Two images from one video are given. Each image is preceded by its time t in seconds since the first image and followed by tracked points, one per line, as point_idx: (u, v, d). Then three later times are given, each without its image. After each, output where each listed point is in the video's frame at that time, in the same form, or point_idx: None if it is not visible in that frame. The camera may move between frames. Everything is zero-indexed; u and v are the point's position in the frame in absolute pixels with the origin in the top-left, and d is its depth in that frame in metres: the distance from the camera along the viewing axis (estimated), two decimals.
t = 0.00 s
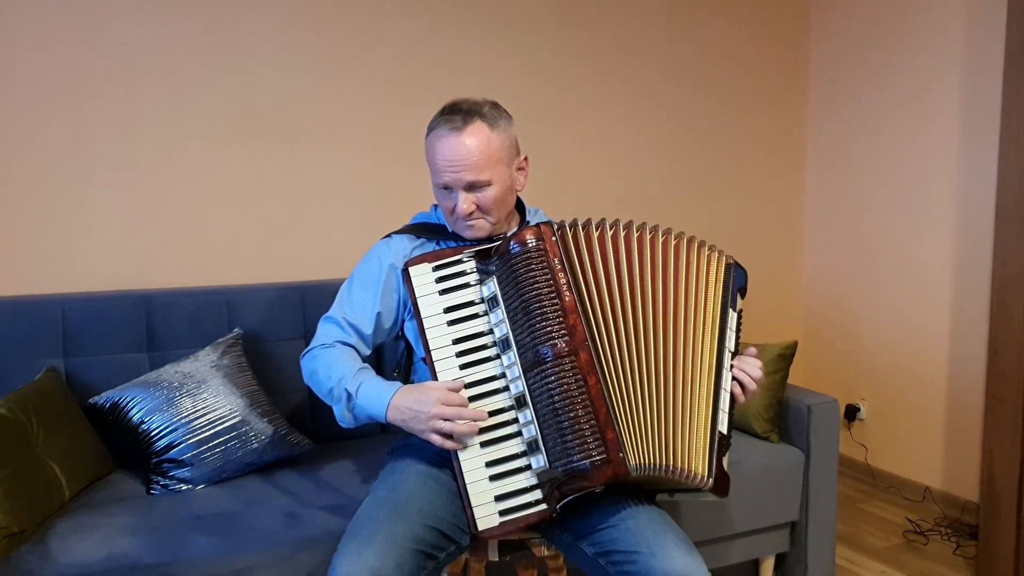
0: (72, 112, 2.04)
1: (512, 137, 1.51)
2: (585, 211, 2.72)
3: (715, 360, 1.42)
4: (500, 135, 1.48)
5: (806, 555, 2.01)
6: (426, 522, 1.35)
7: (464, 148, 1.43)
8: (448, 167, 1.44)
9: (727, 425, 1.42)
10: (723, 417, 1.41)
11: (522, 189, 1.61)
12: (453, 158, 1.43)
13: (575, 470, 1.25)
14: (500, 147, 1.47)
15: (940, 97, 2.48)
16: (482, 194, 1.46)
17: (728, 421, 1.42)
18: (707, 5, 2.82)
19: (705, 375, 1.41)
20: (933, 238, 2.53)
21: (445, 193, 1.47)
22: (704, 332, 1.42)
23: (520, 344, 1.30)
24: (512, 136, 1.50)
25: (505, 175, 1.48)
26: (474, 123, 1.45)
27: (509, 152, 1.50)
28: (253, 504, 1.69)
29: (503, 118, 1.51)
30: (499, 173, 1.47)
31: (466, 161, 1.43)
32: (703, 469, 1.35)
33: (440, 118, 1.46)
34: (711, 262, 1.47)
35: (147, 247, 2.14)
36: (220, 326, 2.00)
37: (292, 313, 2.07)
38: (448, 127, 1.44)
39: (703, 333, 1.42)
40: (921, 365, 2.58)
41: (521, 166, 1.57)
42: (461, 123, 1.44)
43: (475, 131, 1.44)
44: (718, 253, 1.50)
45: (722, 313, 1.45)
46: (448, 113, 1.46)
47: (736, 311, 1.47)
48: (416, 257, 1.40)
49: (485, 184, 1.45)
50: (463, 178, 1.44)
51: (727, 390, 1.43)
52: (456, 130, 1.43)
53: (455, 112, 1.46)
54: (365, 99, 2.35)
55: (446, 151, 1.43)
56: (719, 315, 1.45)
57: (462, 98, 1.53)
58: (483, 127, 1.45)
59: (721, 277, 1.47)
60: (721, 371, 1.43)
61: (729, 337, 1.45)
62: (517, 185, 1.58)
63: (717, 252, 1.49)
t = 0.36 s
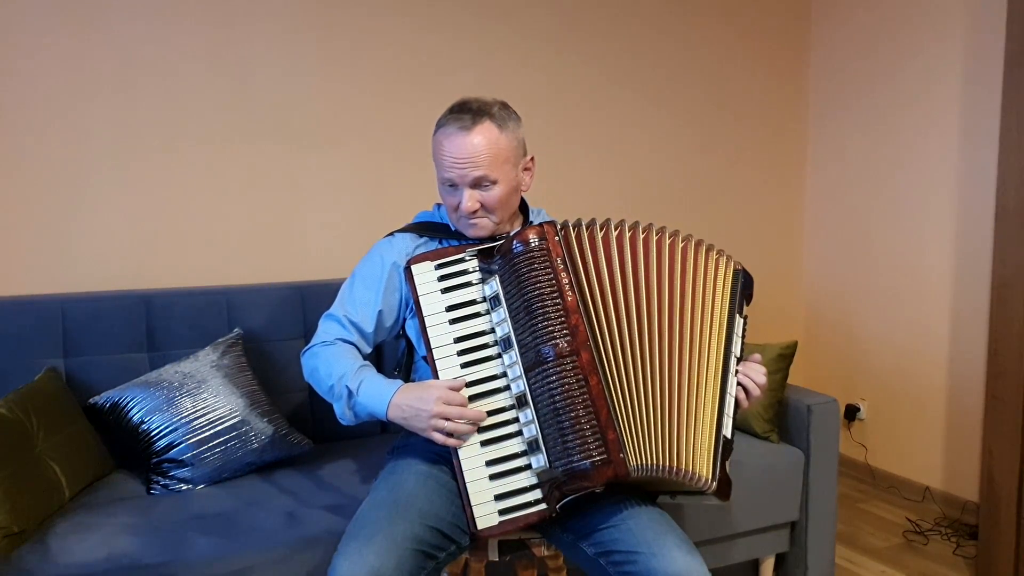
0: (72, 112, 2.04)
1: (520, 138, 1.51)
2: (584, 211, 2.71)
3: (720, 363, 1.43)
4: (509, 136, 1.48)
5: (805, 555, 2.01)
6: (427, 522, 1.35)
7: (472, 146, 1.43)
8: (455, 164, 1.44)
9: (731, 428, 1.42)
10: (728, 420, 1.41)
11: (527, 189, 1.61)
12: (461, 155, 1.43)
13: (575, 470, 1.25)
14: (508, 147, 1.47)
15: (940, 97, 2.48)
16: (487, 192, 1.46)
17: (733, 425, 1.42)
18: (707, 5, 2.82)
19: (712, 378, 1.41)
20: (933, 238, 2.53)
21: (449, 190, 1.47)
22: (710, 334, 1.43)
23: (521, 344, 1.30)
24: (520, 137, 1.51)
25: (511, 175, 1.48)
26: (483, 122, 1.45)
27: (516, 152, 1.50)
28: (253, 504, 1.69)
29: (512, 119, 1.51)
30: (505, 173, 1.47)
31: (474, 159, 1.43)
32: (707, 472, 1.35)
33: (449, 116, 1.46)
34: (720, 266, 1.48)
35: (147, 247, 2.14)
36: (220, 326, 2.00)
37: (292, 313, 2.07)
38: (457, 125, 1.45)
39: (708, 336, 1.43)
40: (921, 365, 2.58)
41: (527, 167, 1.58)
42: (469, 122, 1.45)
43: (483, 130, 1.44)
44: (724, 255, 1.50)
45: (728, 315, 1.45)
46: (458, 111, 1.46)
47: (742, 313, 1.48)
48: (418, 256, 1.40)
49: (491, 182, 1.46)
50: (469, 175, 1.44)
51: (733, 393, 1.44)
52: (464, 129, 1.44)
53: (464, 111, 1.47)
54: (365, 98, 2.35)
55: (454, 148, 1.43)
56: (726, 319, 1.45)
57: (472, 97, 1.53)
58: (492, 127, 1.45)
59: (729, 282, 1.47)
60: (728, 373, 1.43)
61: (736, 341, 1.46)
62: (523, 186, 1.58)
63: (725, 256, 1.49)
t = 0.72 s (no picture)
0: (72, 112, 2.04)
1: (521, 138, 1.51)
2: (584, 211, 2.71)
3: (721, 364, 1.43)
4: (510, 136, 1.48)
5: (805, 555, 2.01)
6: (427, 522, 1.35)
7: (474, 146, 1.43)
8: (457, 163, 1.44)
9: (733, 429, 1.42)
10: (730, 421, 1.42)
11: (527, 190, 1.61)
12: (462, 155, 1.43)
13: (574, 470, 1.24)
14: (509, 146, 1.47)
15: (940, 96, 2.48)
16: (488, 192, 1.46)
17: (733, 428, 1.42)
18: (707, 5, 2.82)
19: (713, 380, 1.41)
20: (933, 238, 2.53)
21: (450, 189, 1.47)
22: (711, 335, 1.43)
23: (520, 344, 1.30)
24: (521, 137, 1.51)
25: (511, 175, 1.48)
26: (485, 122, 1.45)
27: (517, 152, 1.50)
28: (253, 504, 1.69)
29: (513, 119, 1.51)
30: (505, 173, 1.47)
31: (476, 158, 1.43)
32: (709, 474, 1.35)
33: (451, 115, 1.45)
34: (722, 268, 1.48)
35: (147, 247, 2.15)
36: (220, 326, 2.00)
37: (291, 313, 2.07)
38: (459, 124, 1.44)
39: (709, 337, 1.43)
40: (921, 365, 2.58)
41: (527, 167, 1.57)
42: (471, 121, 1.45)
43: (484, 130, 1.44)
44: (726, 256, 1.51)
45: (731, 318, 1.46)
46: (460, 111, 1.46)
47: (744, 314, 1.48)
48: (417, 257, 1.40)
49: (492, 182, 1.46)
50: (470, 174, 1.44)
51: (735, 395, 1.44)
52: (466, 127, 1.44)
53: (466, 110, 1.47)
54: (365, 98, 2.35)
55: (456, 147, 1.43)
56: (728, 322, 1.45)
57: (473, 97, 1.53)
58: (494, 126, 1.46)
59: (730, 284, 1.48)
60: (730, 373, 1.44)
61: (738, 343, 1.46)
62: (523, 186, 1.58)
63: (727, 258, 1.50)
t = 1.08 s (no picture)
0: (72, 112, 2.04)
1: (517, 139, 1.51)
2: (584, 211, 2.71)
3: (719, 362, 1.42)
4: (505, 137, 1.48)
5: (805, 555, 2.01)
6: (428, 522, 1.35)
7: (467, 145, 1.43)
8: (449, 162, 1.44)
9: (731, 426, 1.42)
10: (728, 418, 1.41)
11: (524, 191, 1.60)
12: (455, 154, 1.43)
13: (568, 472, 1.24)
14: (503, 147, 1.47)
15: (940, 96, 2.48)
16: (479, 192, 1.46)
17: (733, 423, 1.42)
18: (707, 5, 2.82)
19: (712, 378, 1.41)
20: (933, 238, 2.53)
21: (443, 188, 1.47)
22: (709, 333, 1.42)
23: (515, 345, 1.30)
24: (518, 138, 1.51)
25: (505, 175, 1.48)
26: (479, 122, 1.44)
27: (512, 152, 1.50)
28: (253, 504, 1.69)
29: (510, 120, 1.51)
30: (499, 173, 1.47)
31: (468, 158, 1.43)
32: (708, 474, 1.35)
33: (446, 114, 1.46)
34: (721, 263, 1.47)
35: (147, 247, 2.14)
36: (220, 326, 2.00)
37: (292, 314, 2.07)
38: (451, 124, 1.44)
39: (708, 334, 1.42)
40: (921, 365, 2.58)
41: (524, 169, 1.57)
42: (465, 121, 1.44)
43: (478, 129, 1.44)
44: (724, 250, 1.50)
45: (728, 312, 1.45)
46: (455, 110, 1.46)
47: (742, 308, 1.47)
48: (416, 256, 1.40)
49: (483, 182, 1.45)
50: (461, 173, 1.44)
51: (733, 390, 1.43)
52: (459, 127, 1.43)
53: (461, 110, 1.46)
54: (365, 98, 2.35)
55: (449, 147, 1.43)
56: (726, 317, 1.45)
57: (471, 97, 1.53)
58: (487, 126, 1.45)
59: (731, 278, 1.47)
60: (728, 368, 1.43)
61: (736, 339, 1.45)
62: (519, 188, 1.57)
63: (727, 253, 1.49)
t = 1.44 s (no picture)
0: (73, 112, 2.04)
1: (513, 141, 1.51)
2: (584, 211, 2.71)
3: (715, 358, 1.42)
4: (501, 139, 1.47)
5: (806, 555, 2.01)
6: (425, 523, 1.35)
7: (462, 150, 1.43)
8: (445, 166, 1.44)
9: (730, 419, 1.42)
10: (725, 412, 1.41)
11: (522, 194, 1.60)
12: (450, 159, 1.43)
13: (566, 477, 1.25)
14: (499, 150, 1.47)
15: (940, 96, 2.48)
16: (477, 196, 1.46)
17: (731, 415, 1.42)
18: (707, 5, 2.82)
19: (710, 374, 1.40)
20: (934, 238, 2.53)
21: (439, 192, 1.47)
22: (705, 329, 1.42)
23: (511, 349, 1.31)
24: (514, 139, 1.50)
25: (502, 179, 1.48)
26: (475, 125, 1.44)
27: (509, 155, 1.49)
28: (253, 504, 1.69)
29: (506, 122, 1.50)
30: (496, 177, 1.47)
31: (464, 162, 1.43)
32: (706, 471, 1.34)
33: (441, 118, 1.45)
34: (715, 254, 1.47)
35: (147, 247, 2.15)
36: (220, 326, 2.00)
37: (291, 314, 2.07)
38: (447, 129, 1.44)
39: (704, 329, 1.42)
40: (922, 365, 2.58)
41: (522, 171, 1.56)
42: (460, 125, 1.44)
43: (474, 134, 1.44)
44: (717, 240, 1.49)
45: (722, 303, 1.45)
46: (450, 114, 1.46)
47: (735, 299, 1.47)
48: (413, 259, 1.40)
49: (480, 186, 1.45)
50: (458, 178, 1.44)
51: (729, 383, 1.44)
52: (455, 131, 1.43)
53: (456, 114, 1.46)
54: (365, 98, 2.35)
55: (445, 152, 1.43)
56: (721, 308, 1.44)
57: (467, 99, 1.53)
58: (483, 130, 1.45)
59: (725, 269, 1.47)
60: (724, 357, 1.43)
61: (731, 329, 1.45)
62: (517, 190, 1.57)
63: (722, 244, 1.48)
